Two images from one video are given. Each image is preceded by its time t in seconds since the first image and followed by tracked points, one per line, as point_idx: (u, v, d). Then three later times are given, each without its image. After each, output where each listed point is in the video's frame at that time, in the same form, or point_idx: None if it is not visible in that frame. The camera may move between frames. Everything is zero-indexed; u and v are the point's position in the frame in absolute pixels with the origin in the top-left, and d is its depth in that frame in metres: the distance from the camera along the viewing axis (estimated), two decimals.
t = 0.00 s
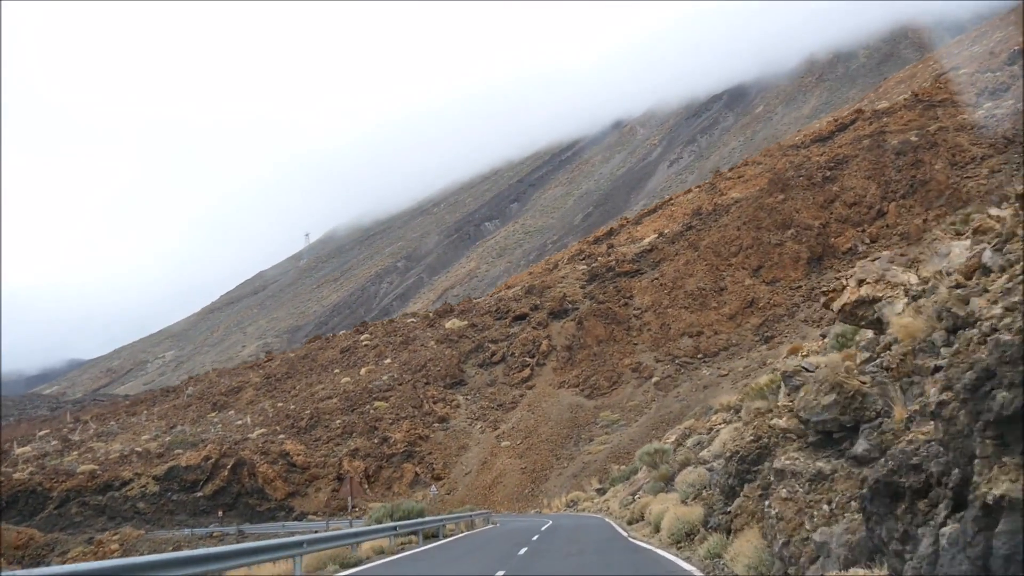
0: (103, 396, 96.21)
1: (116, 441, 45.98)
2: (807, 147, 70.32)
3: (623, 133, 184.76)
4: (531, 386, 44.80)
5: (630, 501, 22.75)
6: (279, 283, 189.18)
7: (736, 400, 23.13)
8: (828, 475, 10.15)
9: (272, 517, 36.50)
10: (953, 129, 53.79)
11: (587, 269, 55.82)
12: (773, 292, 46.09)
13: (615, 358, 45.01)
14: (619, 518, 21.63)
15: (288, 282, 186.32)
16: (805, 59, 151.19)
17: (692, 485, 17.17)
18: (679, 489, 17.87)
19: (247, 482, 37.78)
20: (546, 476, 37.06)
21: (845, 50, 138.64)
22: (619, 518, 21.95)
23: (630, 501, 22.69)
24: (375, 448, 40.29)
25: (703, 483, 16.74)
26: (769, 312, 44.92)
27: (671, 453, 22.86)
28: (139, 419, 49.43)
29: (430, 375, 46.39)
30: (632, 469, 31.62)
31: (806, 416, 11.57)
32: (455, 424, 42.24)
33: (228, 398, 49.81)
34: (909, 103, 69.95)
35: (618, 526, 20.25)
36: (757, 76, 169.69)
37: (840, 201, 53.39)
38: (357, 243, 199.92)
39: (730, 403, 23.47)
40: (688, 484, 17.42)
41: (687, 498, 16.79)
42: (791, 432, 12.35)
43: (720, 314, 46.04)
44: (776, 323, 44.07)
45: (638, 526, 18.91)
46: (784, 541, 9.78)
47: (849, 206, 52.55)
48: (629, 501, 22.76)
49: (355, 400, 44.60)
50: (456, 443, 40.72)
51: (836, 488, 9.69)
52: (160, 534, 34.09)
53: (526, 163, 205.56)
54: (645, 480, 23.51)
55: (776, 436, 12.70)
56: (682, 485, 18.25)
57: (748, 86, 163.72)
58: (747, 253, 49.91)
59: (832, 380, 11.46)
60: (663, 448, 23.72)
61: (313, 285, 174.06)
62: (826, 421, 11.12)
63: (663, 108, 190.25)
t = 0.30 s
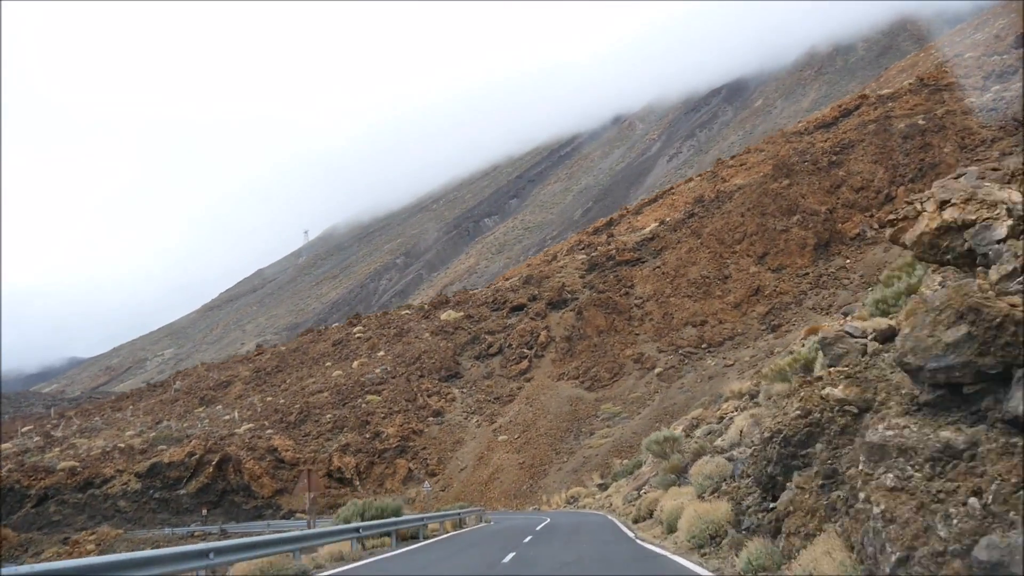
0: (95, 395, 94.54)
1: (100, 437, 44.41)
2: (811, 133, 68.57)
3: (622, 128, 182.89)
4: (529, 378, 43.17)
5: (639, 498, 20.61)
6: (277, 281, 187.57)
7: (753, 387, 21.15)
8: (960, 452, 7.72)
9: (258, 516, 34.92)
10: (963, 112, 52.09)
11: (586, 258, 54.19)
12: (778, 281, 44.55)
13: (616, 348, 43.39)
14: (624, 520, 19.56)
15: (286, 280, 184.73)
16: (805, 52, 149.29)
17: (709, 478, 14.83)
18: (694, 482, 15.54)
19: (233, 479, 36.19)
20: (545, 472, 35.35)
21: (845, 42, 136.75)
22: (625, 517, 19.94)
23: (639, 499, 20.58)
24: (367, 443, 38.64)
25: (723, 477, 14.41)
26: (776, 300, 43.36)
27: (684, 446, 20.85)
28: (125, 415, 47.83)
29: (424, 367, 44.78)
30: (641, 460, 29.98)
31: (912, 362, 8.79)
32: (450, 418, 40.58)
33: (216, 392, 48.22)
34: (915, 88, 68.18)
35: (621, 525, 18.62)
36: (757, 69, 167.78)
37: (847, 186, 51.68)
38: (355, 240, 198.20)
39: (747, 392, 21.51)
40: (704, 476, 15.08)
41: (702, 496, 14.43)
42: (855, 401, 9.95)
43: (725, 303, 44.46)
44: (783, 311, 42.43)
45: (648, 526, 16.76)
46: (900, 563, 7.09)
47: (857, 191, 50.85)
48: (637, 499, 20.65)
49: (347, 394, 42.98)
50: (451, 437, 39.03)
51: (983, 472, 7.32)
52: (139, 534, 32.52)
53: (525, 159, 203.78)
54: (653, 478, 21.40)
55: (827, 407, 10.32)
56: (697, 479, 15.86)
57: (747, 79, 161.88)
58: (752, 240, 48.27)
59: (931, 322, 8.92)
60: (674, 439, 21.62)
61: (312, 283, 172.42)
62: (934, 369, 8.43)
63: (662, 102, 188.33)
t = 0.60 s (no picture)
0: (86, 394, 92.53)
1: (82, 434, 42.73)
2: (820, 131, 66.67)
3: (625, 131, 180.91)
4: (528, 378, 41.44)
5: (647, 502, 18.70)
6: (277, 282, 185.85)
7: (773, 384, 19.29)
8: None
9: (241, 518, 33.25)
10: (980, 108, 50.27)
11: (589, 255, 52.45)
12: (788, 280, 42.90)
13: (619, 347, 41.66)
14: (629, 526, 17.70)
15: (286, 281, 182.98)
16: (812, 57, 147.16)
17: (732, 483, 12.82)
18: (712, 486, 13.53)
19: (215, 479, 34.52)
20: (541, 475, 33.48)
21: (853, 47, 134.62)
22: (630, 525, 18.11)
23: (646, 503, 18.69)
24: (356, 443, 36.97)
25: (751, 482, 12.40)
26: (785, 299, 41.74)
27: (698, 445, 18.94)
28: (109, 412, 46.17)
29: (419, 365, 43.08)
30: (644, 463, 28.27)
31: None
32: (444, 418, 38.87)
33: (204, 389, 46.55)
34: (928, 85, 66.23)
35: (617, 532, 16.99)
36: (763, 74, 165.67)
37: (860, 182, 49.87)
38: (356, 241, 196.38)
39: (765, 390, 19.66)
40: (726, 479, 13.07)
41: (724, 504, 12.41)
42: (970, 370, 8.32)
43: (732, 301, 42.80)
44: (793, 310, 40.77)
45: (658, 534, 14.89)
46: None
47: (869, 188, 49.04)
48: (645, 503, 18.75)
49: (338, 391, 41.30)
50: (445, 438, 37.28)
51: None
52: (113, 536, 30.82)
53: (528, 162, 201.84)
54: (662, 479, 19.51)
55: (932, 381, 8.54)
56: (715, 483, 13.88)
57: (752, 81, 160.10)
58: (760, 238, 46.61)
59: None
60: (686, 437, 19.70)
61: (312, 284, 170.68)
62: None
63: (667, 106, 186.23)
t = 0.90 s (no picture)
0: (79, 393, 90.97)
1: (67, 429, 41.19)
2: (830, 120, 64.84)
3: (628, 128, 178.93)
4: (529, 371, 39.81)
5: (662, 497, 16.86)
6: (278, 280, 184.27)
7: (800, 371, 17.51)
8: None
9: (228, 518, 31.74)
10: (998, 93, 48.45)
11: (592, 246, 50.80)
12: (799, 270, 41.26)
13: (623, 339, 40.03)
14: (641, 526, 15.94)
15: (287, 279, 181.39)
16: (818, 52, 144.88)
17: (773, 477, 10.97)
18: (746, 481, 11.70)
19: (201, 477, 32.98)
20: (543, 472, 31.73)
21: (859, 42, 132.41)
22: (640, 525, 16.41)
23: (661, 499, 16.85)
24: (350, 439, 35.44)
25: (797, 479, 10.55)
26: (796, 289, 40.15)
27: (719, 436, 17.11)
28: (96, 407, 44.64)
29: (416, 358, 41.49)
30: (651, 460, 26.67)
31: None
32: (441, 413, 37.24)
33: (194, 383, 45.01)
34: (941, 72, 64.37)
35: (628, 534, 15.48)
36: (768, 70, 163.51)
37: (873, 169, 48.10)
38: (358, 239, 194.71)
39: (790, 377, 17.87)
40: (764, 473, 11.21)
41: (766, 503, 10.57)
42: None
43: (741, 292, 41.21)
44: (805, 301, 39.15)
45: (678, 535, 13.10)
46: None
47: (883, 175, 47.29)
48: (659, 499, 16.92)
49: (332, 385, 39.74)
50: (442, 434, 35.64)
51: None
52: (91, 536, 29.27)
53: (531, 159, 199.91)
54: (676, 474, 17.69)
55: None
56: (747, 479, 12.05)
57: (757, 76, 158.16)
58: (770, 226, 44.97)
59: None
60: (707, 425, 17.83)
61: (314, 282, 168.86)
62: None
63: (671, 103, 184.13)
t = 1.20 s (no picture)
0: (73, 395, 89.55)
1: (51, 431, 39.77)
2: (835, 107, 63.18)
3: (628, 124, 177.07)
4: (528, 364, 38.30)
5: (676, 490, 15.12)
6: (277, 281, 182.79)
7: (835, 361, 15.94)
8: None
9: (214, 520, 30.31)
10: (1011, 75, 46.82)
11: (593, 236, 49.30)
12: (808, 257, 39.77)
13: (626, 331, 38.53)
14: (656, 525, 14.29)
15: (286, 280, 179.86)
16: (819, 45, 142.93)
17: (830, 466, 9.39)
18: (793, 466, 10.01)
19: (187, 478, 31.56)
20: (542, 472, 29.70)
21: (861, 34, 130.42)
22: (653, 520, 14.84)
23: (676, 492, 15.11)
24: (342, 436, 34.00)
25: (863, 468, 9.01)
26: (805, 277, 38.66)
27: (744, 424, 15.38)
28: (82, 407, 43.24)
29: (411, 353, 40.00)
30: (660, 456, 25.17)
31: None
32: (438, 409, 35.74)
33: (183, 382, 43.57)
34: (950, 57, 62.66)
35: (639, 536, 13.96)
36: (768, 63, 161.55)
37: (882, 154, 46.53)
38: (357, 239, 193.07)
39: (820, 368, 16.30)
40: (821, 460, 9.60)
41: (825, 498, 8.92)
42: None
43: (748, 281, 39.74)
44: (814, 288, 37.66)
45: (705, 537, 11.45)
46: None
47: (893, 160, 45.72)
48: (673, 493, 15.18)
49: (324, 381, 38.29)
50: (438, 431, 34.12)
51: None
52: (69, 541, 27.84)
53: (531, 157, 198.18)
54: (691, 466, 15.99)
55: None
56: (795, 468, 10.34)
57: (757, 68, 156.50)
58: (777, 213, 43.48)
59: None
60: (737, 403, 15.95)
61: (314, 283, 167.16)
62: None
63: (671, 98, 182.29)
